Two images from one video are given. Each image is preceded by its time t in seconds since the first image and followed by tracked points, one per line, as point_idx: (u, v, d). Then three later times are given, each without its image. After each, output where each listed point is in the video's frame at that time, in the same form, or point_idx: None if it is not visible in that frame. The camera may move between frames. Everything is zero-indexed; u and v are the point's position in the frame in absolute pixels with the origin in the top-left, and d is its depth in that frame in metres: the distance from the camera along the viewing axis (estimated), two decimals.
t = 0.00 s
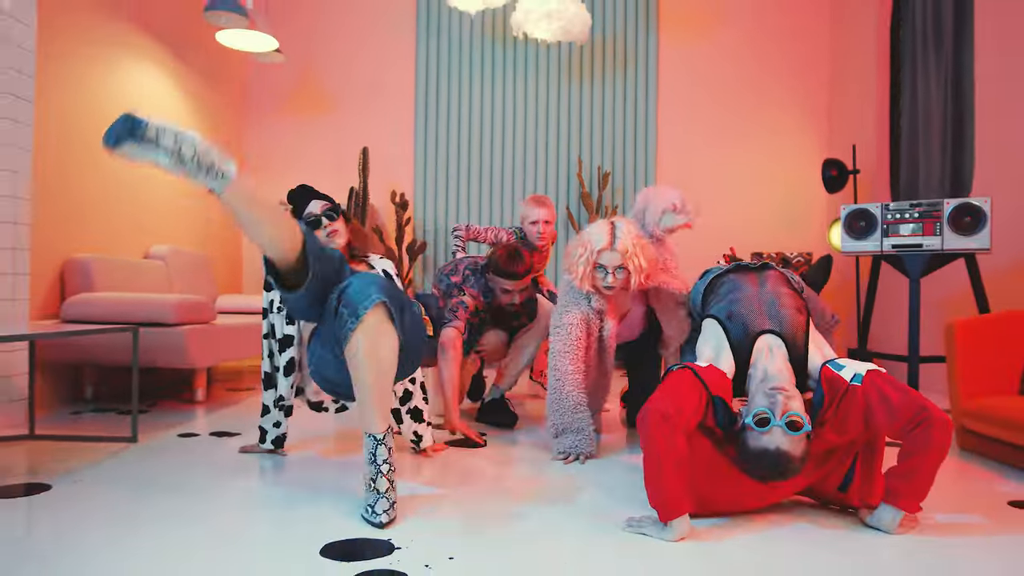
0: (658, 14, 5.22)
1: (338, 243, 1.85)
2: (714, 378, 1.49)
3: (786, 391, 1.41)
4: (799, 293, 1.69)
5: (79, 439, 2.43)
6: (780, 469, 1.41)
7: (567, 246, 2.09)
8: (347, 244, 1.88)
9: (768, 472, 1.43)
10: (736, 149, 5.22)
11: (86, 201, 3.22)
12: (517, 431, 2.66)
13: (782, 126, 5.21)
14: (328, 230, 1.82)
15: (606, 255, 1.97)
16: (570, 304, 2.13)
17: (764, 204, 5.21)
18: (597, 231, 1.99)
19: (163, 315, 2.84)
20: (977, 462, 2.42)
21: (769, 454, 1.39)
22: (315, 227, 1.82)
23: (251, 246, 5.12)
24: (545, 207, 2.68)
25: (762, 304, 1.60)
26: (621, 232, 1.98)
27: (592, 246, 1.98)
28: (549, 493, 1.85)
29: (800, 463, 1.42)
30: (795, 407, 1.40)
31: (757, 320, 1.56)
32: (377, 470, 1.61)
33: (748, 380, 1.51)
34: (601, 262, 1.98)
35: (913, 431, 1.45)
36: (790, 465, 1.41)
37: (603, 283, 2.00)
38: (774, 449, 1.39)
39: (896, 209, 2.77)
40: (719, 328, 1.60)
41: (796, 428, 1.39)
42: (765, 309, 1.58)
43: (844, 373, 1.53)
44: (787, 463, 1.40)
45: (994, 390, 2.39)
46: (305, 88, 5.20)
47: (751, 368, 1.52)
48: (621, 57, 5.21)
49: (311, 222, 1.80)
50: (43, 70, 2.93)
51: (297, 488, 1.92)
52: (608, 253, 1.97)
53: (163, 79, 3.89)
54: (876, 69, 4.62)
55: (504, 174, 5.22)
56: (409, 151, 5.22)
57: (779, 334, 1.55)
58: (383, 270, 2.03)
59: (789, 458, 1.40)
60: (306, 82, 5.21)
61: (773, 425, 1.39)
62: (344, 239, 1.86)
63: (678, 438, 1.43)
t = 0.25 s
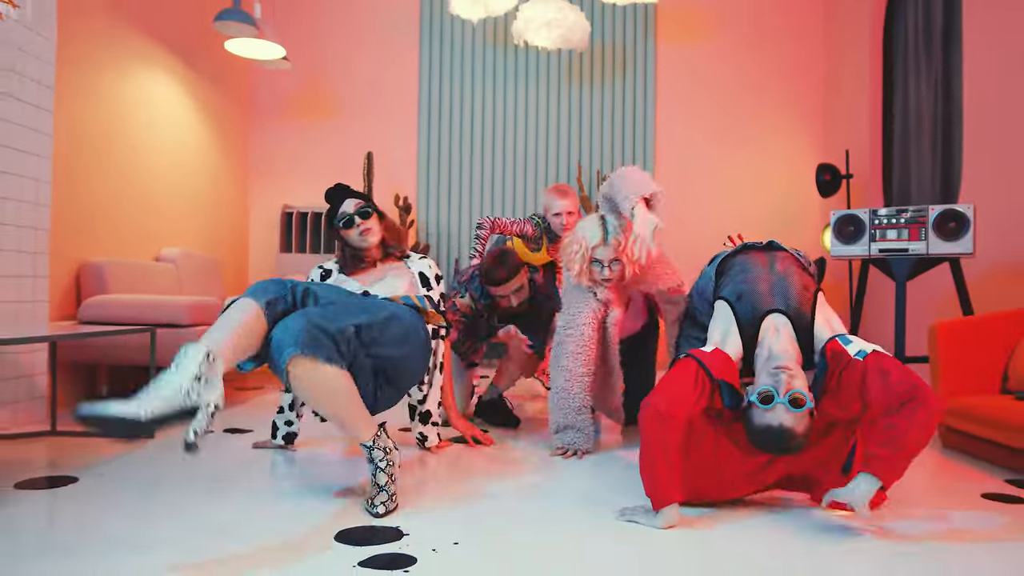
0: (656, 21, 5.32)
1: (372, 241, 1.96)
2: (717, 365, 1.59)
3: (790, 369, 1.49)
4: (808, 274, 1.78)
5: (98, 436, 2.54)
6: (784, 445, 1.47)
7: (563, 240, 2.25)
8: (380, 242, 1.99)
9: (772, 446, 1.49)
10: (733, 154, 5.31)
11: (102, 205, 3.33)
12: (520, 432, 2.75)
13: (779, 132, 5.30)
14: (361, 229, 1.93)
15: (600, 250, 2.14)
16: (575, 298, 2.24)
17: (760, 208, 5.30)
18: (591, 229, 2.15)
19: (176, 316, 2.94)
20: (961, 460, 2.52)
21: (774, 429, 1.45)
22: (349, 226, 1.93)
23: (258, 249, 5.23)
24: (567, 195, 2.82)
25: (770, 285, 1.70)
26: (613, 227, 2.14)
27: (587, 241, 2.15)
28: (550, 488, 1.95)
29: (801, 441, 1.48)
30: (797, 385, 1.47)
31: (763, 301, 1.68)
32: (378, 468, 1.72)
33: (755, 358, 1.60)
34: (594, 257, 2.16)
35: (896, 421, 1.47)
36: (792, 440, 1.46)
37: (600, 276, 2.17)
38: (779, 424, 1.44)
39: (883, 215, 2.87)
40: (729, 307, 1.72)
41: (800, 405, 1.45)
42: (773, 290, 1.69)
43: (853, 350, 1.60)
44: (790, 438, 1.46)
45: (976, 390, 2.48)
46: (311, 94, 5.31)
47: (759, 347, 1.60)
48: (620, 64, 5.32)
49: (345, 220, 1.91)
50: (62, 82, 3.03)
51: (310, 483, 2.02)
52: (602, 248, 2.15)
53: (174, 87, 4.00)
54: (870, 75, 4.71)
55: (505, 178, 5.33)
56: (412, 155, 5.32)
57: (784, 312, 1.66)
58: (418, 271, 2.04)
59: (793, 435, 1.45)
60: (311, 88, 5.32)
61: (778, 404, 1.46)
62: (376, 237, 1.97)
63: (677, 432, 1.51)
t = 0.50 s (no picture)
0: (656, 26, 5.42)
1: (371, 244, 2.03)
2: (709, 356, 1.63)
3: (790, 363, 1.44)
4: (819, 266, 1.71)
5: (116, 430, 2.63)
6: (786, 441, 1.41)
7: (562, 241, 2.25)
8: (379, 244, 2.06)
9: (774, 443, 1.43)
10: (730, 157, 5.40)
11: (116, 208, 3.44)
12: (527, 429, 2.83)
13: (775, 133, 5.39)
14: (359, 232, 2.00)
15: (593, 255, 2.12)
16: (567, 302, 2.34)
17: (757, 208, 5.39)
18: (584, 233, 2.14)
19: (190, 315, 3.04)
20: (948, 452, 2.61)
21: (772, 425, 1.40)
22: (349, 228, 2.00)
23: (264, 249, 5.32)
24: (569, 197, 2.91)
25: (777, 277, 1.64)
26: (606, 233, 2.13)
27: (580, 246, 2.14)
28: (551, 478, 2.04)
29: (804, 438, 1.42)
30: (798, 377, 1.41)
31: (767, 293, 1.62)
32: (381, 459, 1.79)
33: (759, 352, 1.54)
34: (589, 261, 2.14)
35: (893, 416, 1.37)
36: (793, 435, 1.40)
37: (592, 281, 2.15)
38: (778, 419, 1.39)
39: (874, 217, 2.97)
40: (734, 298, 1.67)
41: (800, 398, 1.40)
42: (778, 281, 1.63)
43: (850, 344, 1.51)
44: (791, 433, 1.40)
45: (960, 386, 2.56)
46: (316, 98, 5.41)
47: (761, 341, 1.55)
48: (620, 68, 5.41)
49: (345, 222, 1.98)
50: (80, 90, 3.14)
51: (322, 473, 2.12)
52: (595, 252, 2.12)
53: (185, 93, 4.10)
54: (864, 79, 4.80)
55: (507, 180, 5.43)
56: (416, 157, 5.42)
57: (789, 305, 1.59)
58: (408, 272, 2.06)
59: (795, 429, 1.40)
60: (316, 91, 5.42)
61: (778, 397, 1.40)
62: (376, 240, 2.04)
63: (666, 427, 1.60)
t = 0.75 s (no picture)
0: (653, 31, 5.52)
1: (347, 245, 1.96)
2: (720, 359, 1.57)
3: (802, 371, 1.46)
4: (836, 266, 1.62)
5: (131, 426, 2.74)
6: (805, 445, 1.51)
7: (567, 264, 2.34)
8: (355, 245, 1.98)
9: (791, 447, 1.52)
10: (726, 159, 5.50)
11: (128, 211, 3.54)
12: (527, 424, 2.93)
13: (771, 136, 5.49)
14: (334, 234, 1.94)
15: (600, 275, 2.19)
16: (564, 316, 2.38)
17: (753, 210, 5.49)
18: (591, 252, 2.22)
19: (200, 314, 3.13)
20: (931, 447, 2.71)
21: (786, 433, 1.49)
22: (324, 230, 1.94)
23: (270, 250, 5.43)
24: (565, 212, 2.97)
25: (794, 276, 1.56)
26: (613, 252, 2.21)
27: (586, 266, 2.21)
28: (548, 470, 2.15)
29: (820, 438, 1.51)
30: (812, 385, 1.46)
31: (786, 293, 1.54)
32: (334, 468, 1.90)
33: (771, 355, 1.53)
34: (595, 280, 2.20)
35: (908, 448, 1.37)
36: (808, 441, 1.50)
37: (597, 301, 2.20)
38: (794, 427, 1.48)
39: (861, 219, 3.06)
40: (748, 292, 1.58)
41: (814, 406, 1.46)
42: (796, 281, 1.55)
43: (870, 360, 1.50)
44: (809, 438, 1.49)
45: (943, 383, 2.66)
46: (321, 101, 5.52)
47: (773, 343, 1.53)
48: (618, 73, 5.51)
49: (320, 225, 1.92)
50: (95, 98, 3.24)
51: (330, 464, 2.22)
52: (602, 271, 2.20)
53: (193, 98, 4.20)
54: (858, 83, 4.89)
55: (507, 182, 5.53)
56: (418, 160, 5.52)
57: (806, 309, 1.53)
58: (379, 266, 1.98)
59: (812, 435, 1.49)
60: (321, 95, 5.52)
61: (792, 407, 1.47)
62: (352, 241, 1.97)
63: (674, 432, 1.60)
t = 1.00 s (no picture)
0: (652, 36, 5.61)
1: (360, 256, 2.06)
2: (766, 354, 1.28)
3: (821, 367, 1.27)
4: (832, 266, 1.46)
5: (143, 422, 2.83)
6: (823, 444, 1.32)
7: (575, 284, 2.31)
8: (370, 258, 2.09)
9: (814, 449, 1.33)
10: (723, 162, 5.59)
11: (139, 214, 3.64)
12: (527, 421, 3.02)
13: (768, 139, 5.58)
14: (350, 247, 2.04)
15: (613, 291, 2.13)
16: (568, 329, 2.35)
17: (750, 212, 5.58)
18: (604, 268, 2.15)
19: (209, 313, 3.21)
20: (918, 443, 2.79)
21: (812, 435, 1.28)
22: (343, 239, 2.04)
23: (274, 250, 5.52)
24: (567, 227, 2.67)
25: (805, 272, 1.37)
26: (625, 268, 2.14)
27: (601, 282, 2.14)
28: (547, 463, 2.24)
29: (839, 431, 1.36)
30: (831, 383, 1.26)
31: (800, 290, 1.33)
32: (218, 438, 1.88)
33: (782, 354, 1.31)
34: (608, 298, 2.13)
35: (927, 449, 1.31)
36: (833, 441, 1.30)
37: (611, 318, 2.13)
38: (817, 428, 1.27)
39: (852, 222, 3.15)
40: (758, 293, 1.35)
41: (836, 405, 1.26)
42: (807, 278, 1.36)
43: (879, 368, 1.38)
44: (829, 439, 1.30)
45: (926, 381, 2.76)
46: (325, 104, 5.61)
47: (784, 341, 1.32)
48: (617, 77, 5.61)
49: (337, 237, 2.03)
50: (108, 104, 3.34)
51: (337, 458, 2.31)
52: (615, 287, 2.13)
53: (201, 102, 4.29)
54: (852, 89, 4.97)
55: (508, 184, 5.63)
56: (420, 162, 5.62)
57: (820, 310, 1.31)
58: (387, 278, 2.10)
59: (831, 434, 1.29)
60: (325, 99, 5.61)
61: (813, 407, 1.26)
62: (366, 254, 2.08)
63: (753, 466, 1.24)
